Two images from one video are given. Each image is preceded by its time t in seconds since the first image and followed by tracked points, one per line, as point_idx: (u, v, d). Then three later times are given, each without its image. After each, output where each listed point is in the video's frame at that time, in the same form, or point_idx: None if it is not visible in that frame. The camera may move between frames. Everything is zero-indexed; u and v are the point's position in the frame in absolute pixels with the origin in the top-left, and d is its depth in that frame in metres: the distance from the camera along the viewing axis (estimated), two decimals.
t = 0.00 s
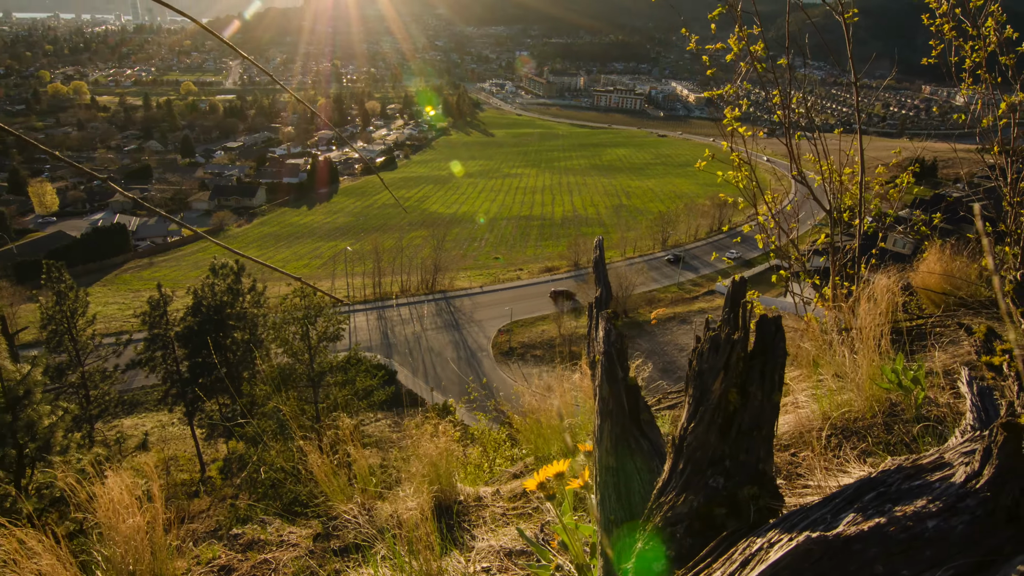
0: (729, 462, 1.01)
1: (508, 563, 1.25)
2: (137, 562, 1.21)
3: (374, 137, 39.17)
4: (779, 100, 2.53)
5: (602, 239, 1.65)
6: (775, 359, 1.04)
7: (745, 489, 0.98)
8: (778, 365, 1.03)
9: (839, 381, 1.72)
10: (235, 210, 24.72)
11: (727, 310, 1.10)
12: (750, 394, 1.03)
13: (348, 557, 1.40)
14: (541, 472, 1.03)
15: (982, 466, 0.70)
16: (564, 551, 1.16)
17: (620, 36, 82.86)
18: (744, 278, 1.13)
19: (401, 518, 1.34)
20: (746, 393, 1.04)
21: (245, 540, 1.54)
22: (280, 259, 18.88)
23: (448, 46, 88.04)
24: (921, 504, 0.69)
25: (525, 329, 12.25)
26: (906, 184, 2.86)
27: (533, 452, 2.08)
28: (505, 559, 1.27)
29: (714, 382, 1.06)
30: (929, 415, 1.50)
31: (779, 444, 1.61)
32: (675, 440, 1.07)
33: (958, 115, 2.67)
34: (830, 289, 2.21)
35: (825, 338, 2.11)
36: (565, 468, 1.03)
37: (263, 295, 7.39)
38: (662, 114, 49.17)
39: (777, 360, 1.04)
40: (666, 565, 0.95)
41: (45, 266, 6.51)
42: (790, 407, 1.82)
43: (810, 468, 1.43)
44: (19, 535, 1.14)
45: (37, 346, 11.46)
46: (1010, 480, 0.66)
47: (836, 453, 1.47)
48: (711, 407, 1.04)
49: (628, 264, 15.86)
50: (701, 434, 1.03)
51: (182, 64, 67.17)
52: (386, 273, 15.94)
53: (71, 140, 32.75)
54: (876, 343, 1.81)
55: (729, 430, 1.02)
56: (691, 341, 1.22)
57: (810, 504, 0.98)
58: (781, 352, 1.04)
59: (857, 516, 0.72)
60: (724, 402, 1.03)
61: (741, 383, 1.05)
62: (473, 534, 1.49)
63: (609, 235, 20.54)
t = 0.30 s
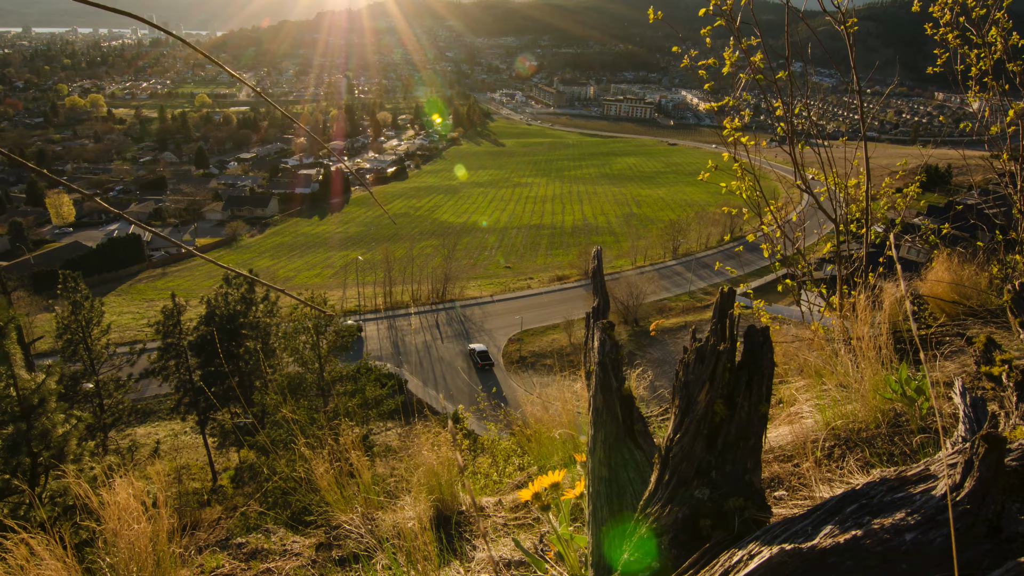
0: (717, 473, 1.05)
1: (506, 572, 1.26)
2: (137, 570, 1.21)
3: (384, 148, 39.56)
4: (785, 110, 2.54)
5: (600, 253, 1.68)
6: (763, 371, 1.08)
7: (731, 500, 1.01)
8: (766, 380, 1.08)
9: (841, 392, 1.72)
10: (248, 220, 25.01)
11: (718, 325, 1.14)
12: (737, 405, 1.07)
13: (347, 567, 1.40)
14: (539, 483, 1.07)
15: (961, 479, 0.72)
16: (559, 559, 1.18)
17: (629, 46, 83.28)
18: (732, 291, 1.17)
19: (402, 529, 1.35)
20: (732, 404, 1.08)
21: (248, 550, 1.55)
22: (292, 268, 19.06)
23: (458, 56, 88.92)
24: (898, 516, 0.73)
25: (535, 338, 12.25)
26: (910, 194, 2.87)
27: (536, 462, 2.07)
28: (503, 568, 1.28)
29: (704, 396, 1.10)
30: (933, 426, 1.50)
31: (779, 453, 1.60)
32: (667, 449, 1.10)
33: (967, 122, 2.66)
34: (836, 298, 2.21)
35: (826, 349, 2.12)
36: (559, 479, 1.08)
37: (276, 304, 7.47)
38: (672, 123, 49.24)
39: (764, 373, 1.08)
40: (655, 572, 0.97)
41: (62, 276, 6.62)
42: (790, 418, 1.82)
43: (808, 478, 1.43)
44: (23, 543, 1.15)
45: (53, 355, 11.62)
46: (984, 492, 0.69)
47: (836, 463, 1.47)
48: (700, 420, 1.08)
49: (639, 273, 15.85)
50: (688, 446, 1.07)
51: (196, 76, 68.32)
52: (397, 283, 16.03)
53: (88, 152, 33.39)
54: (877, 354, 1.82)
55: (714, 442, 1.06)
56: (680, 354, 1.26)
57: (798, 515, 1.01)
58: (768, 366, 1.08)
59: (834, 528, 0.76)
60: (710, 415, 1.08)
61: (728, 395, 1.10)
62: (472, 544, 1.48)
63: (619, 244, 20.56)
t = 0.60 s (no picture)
0: (702, 485, 1.06)
1: None
2: None
3: (395, 158, 39.94)
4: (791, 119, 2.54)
5: (597, 264, 1.71)
6: (751, 380, 1.09)
7: (717, 511, 1.02)
8: (752, 390, 1.09)
9: (844, 404, 1.71)
10: (261, 230, 25.24)
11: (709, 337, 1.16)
12: (722, 416, 1.09)
13: None
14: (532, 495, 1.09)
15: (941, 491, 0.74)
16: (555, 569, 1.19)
17: (639, 55, 83.65)
18: (719, 303, 1.20)
19: (401, 542, 1.35)
20: (719, 415, 1.10)
21: (252, 560, 1.57)
22: (304, 278, 19.23)
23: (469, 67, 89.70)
24: (877, 528, 0.75)
25: (546, 348, 12.23)
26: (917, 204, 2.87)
27: (541, 472, 2.06)
28: None
29: (691, 407, 1.12)
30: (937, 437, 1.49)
31: (780, 465, 1.59)
32: (657, 457, 1.12)
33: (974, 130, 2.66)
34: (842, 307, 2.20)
35: (830, 360, 2.11)
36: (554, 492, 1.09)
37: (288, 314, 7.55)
38: (682, 132, 49.25)
39: (751, 382, 1.09)
40: None
41: (78, 285, 6.70)
42: (794, 429, 1.82)
43: (809, 489, 1.42)
44: (30, 550, 1.18)
45: (68, 364, 11.75)
46: (964, 506, 0.71)
47: (839, 475, 1.46)
48: (686, 430, 1.10)
49: (649, 282, 15.82)
50: (674, 457, 1.09)
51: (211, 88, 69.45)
52: (408, 292, 16.09)
53: (105, 165, 34.02)
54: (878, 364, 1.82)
55: (699, 453, 1.08)
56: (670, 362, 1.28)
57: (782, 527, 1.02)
58: (753, 374, 1.10)
59: (815, 540, 0.78)
60: (697, 425, 1.09)
61: (714, 405, 1.11)
62: (474, 554, 1.49)
63: (630, 253, 20.55)
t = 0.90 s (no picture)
0: (687, 495, 1.08)
1: None
2: None
3: (406, 168, 40.25)
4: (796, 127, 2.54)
5: (597, 272, 1.73)
6: (737, 391, 1.09)
7: (701, 523, 1.05)
8: (740, 400, 1.09)
9: (851, 415, 1.68)
10: (273, 240, 25.47)
11: (695, 345, 1.16)
12: (709, 427, 1.10)
13: None
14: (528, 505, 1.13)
15: (923, 505, 0.75)
16: None
17: (649, 65, 83.95)
18: (706, 312, 1.19)
19: (399, 553, 1.35)
20: (706, 426, 1.11)
21: (256, 568, 1.60)
22: (316, 287, 19.40)
23: (480, 77, 90.43)
24: (853, 542, 0.77)
25: (556, 357, 12.21)
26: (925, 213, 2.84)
27: (546, 480, 2.05)
28: None
29: (676, 418, 1.14)
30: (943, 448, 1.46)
31: (784, 475, 1.56)
32: (643, 467, 1.13)
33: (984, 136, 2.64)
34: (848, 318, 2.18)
35: (835, 370, 2.10)
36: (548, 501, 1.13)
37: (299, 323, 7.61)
38: (692, 141, 49.26)
39: (739, 393, 1.09)
40: None
41: (93, 294, 6.77)
42: (798, 439, 1.81)
43: (810, 500, 1.40)
44: (36, 558, 1.21)
45: (83, 372, 11.91)
46: (943, 518, 0.72)
47: (842, 487, 1.44)
48: (672, 442, 1.11)
49: (660, 291, 15.78)
50: (659, 468, 1.10)
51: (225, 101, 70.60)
52: (418, 301, 16.15)
53: (121, 176, 34.59)
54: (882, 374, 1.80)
55: (685, 464, 1.09)
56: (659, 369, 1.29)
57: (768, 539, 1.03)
58: (742, 384, 1.09)
59: (791, 553, 0.80)
60: (683, 436, 1.10)
61: (701, 416, 1.12)
62: (475, 564, 1.48)
63: (640, 262, 20.53)
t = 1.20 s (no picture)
0: (673, 508, 1.14)
1: None
2: None
3: (417, 178, 40.53)
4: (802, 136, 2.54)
5: (594, 282, 1.75)
6: (722, 406, 1.18)
7: (686, 534, 1.11)
8: (726, 413, 1.18)
9: (859, 425, 1.70)
10: (285, 250, 25.71)
11: (685, 356, 1.23)
12: (695, 438, 1.18)
13: None
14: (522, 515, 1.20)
15: (901, 519, 0.86)
16: None
17: (659, 75, 84.16)
18: (694, 323, 1.23)
19: (399, 562, 1.36)
20: (692, 437, 1.19)
21: None
22: (327, 296, 19.52)
23: (490, 88, 91.13)
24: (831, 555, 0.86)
25: (567, 366, 12.19)
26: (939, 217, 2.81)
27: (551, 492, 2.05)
28: None
29: (662, 430, 1.21)
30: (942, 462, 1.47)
31: (791, 486, 1.57)
32: (633, 474, 1.20)
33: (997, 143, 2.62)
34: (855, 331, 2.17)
35: (841, 380, 2.10)
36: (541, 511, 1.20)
37: (310, 332, 7.67)
38: (703, 149, 49.21)
39: (725, 406, 1.19)
40: None
41: (109, 304, 6.86)
42: (804, 451, 1.81)
43: (809, 510, 1.41)
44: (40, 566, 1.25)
45: (97, 381, 12.02)
46: (921, 532, 0.82)
47: (843, 498, 1.45)
48: (658, 452, 1.17)
49: (671, 300, 15.73)
50: (648, 478, 1.16)
51: (239, 113, 71.62)
52: (429, 310, 16.19)
53: (136, 187, 35.09)
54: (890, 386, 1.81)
55: (671, 474, 1.16)
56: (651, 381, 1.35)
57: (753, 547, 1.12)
58: (729, 399, 1.18)
59: (770, 563, 0.89)
60: (669, 446, 1.18)
61: (686, 428, 1.20)
62: None
63: (651, 271, 20.47)
